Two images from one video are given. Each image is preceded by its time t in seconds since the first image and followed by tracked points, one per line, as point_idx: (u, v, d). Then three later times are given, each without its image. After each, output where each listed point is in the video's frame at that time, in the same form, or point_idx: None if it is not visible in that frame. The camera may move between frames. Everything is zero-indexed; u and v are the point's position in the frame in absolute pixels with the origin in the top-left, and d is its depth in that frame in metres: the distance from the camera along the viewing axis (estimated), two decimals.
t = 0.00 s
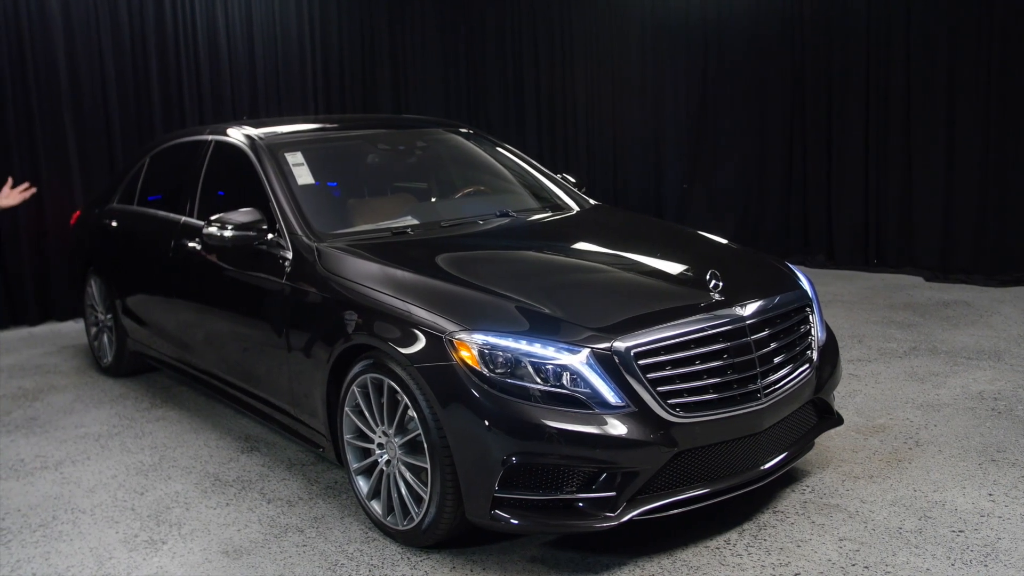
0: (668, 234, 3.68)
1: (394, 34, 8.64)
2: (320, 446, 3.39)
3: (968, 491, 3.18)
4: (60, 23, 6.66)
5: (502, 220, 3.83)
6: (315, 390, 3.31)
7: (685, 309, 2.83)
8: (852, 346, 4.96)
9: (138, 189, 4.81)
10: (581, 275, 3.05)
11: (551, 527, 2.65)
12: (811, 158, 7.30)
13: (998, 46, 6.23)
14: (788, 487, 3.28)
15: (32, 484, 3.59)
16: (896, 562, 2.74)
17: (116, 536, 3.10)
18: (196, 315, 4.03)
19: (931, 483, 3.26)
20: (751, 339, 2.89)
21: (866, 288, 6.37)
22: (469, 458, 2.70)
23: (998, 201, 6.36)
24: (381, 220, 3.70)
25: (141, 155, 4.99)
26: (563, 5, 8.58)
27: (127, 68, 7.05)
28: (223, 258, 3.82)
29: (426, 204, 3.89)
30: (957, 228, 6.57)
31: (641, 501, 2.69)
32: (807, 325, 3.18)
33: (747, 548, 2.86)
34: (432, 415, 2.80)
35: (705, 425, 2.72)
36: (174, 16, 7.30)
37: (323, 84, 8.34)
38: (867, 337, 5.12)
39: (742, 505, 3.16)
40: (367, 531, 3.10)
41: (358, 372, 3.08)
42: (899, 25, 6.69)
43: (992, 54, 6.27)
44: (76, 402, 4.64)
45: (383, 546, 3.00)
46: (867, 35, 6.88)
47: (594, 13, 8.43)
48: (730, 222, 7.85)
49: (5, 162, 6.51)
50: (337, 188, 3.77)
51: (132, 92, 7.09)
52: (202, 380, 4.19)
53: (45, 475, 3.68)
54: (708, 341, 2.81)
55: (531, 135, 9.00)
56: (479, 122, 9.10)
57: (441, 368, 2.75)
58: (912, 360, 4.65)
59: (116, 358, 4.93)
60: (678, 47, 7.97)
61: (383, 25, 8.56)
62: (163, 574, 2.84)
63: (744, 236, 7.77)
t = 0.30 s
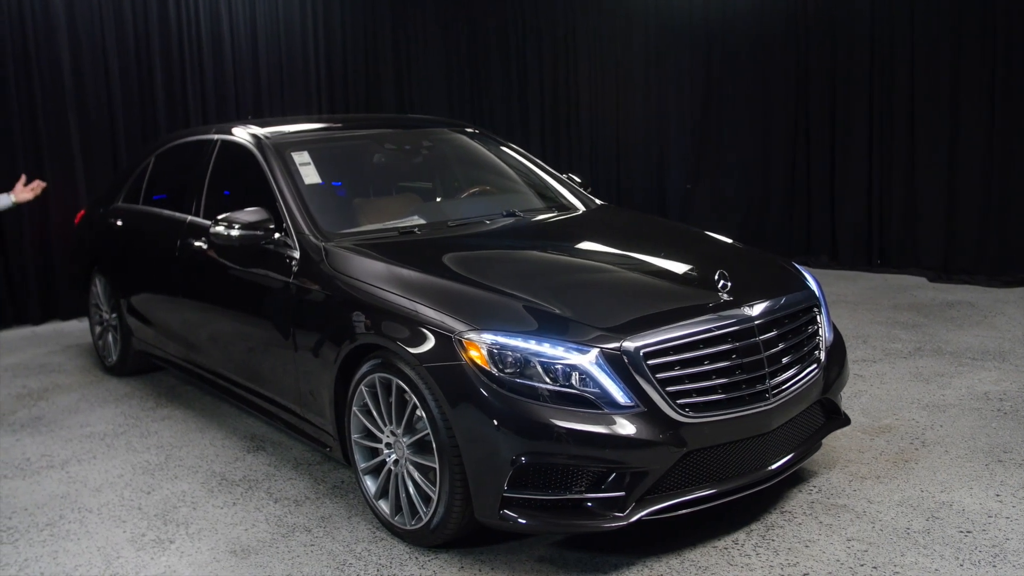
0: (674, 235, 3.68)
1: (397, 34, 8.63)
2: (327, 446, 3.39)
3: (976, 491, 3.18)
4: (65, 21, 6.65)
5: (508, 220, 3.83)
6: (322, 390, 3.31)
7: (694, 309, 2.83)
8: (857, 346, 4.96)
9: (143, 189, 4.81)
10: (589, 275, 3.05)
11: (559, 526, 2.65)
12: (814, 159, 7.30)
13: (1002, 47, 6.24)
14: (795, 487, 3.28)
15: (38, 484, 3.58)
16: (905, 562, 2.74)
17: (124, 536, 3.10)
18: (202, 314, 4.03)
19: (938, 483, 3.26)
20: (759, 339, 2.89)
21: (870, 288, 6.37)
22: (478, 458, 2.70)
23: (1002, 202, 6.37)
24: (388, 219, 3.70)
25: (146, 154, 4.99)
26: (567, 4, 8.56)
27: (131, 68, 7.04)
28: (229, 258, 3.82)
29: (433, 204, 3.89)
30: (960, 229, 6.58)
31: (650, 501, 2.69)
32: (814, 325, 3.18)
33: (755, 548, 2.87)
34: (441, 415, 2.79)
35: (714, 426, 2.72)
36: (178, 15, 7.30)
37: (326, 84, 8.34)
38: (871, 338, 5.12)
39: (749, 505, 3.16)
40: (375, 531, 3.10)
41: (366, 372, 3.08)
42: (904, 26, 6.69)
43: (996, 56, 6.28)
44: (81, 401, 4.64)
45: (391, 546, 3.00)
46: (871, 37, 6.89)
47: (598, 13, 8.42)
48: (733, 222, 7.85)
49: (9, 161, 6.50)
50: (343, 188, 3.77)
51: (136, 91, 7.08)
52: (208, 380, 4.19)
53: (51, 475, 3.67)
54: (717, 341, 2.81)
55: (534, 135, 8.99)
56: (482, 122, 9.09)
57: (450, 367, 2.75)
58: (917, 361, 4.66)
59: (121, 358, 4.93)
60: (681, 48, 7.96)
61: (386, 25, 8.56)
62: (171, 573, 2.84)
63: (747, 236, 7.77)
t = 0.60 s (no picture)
0: (681, 235, 3.68)
1: (400, 34, 8.63)
2: (334, 446, 3.39)
3: (983, 493, 3.18)
4: (69, 21, 6.65)
5: (514, 220, 3.83)
6: (329, 390, 3.31)
7: (703, 309, 2.83)
8: (861, 348, 4.96)
9: (148, 189, 4.81)
10: (596, 275, 3.05)
11: (568, 527, 2.65)
12: (818, 160, 7.30)
13: (1006, 48, 6.25)
14: (802, 488, 3.28)
15: (45, 483, 3.58)
16: (914, 563, 2.74)
17: (131, 535, 3.10)
18: (207, 314, 4.03)
19: (945, 484, 3.26)
20: (768, 340, 2.89)
21: (874, 289, 6.37)
22: (487, 458, 2.70)
23: (1006, 204, 6.37)
24: (395, 219, 3.70)
25: (151, 154, 4.99)
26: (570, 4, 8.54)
27: (135, 68, 7.04)
28: (235, 257, 3.81)
29: (439, 204, 3.89)
30: (963, 230, 6.59)
31: (659, 502, 2.69)
32: (822, 326, 3.18)
33: (763, 548, 2.87)
34: (449, 415, 2.79)
35: (723, 426, 2.72)
36: (181, 14, 7.30)
37: (328, 84, 8.33)
38: (876, 339, 5.12)
39: (756, 505, 3.16)
40: (382, 531, 3.10)
41: (374, 372, 3.08)
42: (907, 27, 6.70)
43: (1000, 57, 6.29)
44: (86, 401, 4.63)
45: (398, 546, 3.00)
46: (874, 38, 6.89)
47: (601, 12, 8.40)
48: (736, 223, 7.86)
49: (12, 160, 6.49)
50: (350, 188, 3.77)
51: (140, 90, 7.08)
52: (213, 379, 4.19)
53: (57, 474, 3.67)
54: (725, 341, 2.81)
55: (537, 135, 8.99)
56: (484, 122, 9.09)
57: (459, 368, 2.75)
58: (922, 362, 4.66)
59: (125, 358, 4.93)
60: (684, 49, 7.96)
61: (389, 25, 8.55)
62: (179, 573, 2.84)
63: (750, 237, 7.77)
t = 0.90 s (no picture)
0: (687, 235, 3.68)
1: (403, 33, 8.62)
2: (340, 446, 3.39)
3: (989, 493, 3.18)
4: (73, 19, 6.65)
5: (520, 220, 3.83)
6: (336, 390, 3.31)
7: (712, 310, 2.83)
8: (865, 348, 4.96)
9: (153, 188, 4.81)
10: (603, 275, 3.05)
11: (577, 526, 2.65)
12: (821, 161, 7.30)
13: (1010, 49, 6.25)
14: (809, 489, 3.28)
15: (51, 482, 3.58)
16: (921, 564, 2.74)
17: (138, 534, 3.10)
18: (213, 313, 4.03)
19: (952, 485, 3.26)
20: (776, 340, 2.89)
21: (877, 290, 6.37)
22: (496, 457, 2.70)
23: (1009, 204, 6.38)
24: (401, 219, 3.70)
25: (156, 153, 4.98)
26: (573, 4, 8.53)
27: (138, 67, 7.04)
28: (241, 257, 3.81)
29: (445, 204, 3.88)
30: (966, 231, 6.60)
31: (668, 502, 2.69)
32: (830, 326, 3.18)
33: (771, 548, 2.87)
34: (458, 415, 2.79)
35: (732, 426, 2.72)
36: (185, 13, 7.29)
37: (331, 83, 8.34)
38: (880, 339, 5.12)
39: (763, 505, 3.16)
40: (389, 531, 3.10)
41: (382, 372, 3.08)
42: (911, 28, 6.71)
43: (1004, 58, 6.29)
44: (91, 400, 4.63)
45: (406, 546, 3.00)
46: (878, 39, 6.89)
47: (604, 12, 8.39)
48: (739, 224, 7.86)
49: (16, 159, 6.47)
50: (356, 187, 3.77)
51: (144, 90, 7.08)
52: (219, 378, 4.19)
53: (63, 473, 3.67)
54: (734, 341, 2.81)
55: (539, 135, 8.98)
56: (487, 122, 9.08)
57: (468, 367, 2.75)
58: (927, 363, 4.66)
59: (129, 357, 4.93)
60: (687, 49, 7.96)
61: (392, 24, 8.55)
62: (187, 572, 2.84)
63: (752, 237, 7.77)
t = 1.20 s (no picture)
0: (693, 235, 3.68)
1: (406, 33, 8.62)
2: (347, 446, 3.39)
3: (996, 494, 3.18)
4: (78, 18, 6.66)
5: (526, 220, 3.83)
6: (343, 390, 3.31)
7: (720, 310, 2.83)
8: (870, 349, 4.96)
9: (158, 187, 4.81)
10: (611, 275, 3.05)
11: (585, 527, 2.65)
12: (825, 162, 7.30)
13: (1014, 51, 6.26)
14: (815, 489, 3.28)
15: (57, 481, 3.58)
16: (929, 564, 2.74)
17: (145, 534, 3.10)
18: (218, 312, 4.03)
19: (959, 486, 3.26)
20: (784, 341, 2.89)
21: (880, 291, 6.37)
22: (504, 457, 2.70)
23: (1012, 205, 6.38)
24: (407, 219, 3.70)
25: (161, 152, 4.98)
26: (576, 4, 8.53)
27: (142, 69, 7.04)
28: (247, 256, 3.81)
29: (451, 204, 3.88)
30: (969, 232, 6.60)
31: (676, 502, 2.69)
32: (837, 327, 3.18)
33: (778, 549, 2.87)
34: (466, 415, 2.79)
35: (740, 426, 2.72)
36: (189, 12, 7.30)
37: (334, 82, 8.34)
38: (884, 340, 5.12)
39: (770, 506, 3.16)
40: (396, 530, 3.10)
41: (389, 372, 3.08)
42: (915, 29, 6.72)
43: (1007, 60, 6.30)
44: (96, 399, 4.63)
45: (413, 546, 3.00)
46: (882, 40, 6.90)
47: (608, 13, 8.38)
48: (742, 225, 7.86)
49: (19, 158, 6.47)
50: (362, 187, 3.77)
51: (148, 89, 7.08)
52: (224, 378, 4.19)
53: (69, 472, 3.67)
54: (742, 342, 2.81)
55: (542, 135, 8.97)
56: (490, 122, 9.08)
57: (476, 367, 2.75)
58: (932, 364, 4.65)
59: (134, 356, 4.93)
60: (691, 50, 7.96)
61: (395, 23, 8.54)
62: (194, 572, 2.84)
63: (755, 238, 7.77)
